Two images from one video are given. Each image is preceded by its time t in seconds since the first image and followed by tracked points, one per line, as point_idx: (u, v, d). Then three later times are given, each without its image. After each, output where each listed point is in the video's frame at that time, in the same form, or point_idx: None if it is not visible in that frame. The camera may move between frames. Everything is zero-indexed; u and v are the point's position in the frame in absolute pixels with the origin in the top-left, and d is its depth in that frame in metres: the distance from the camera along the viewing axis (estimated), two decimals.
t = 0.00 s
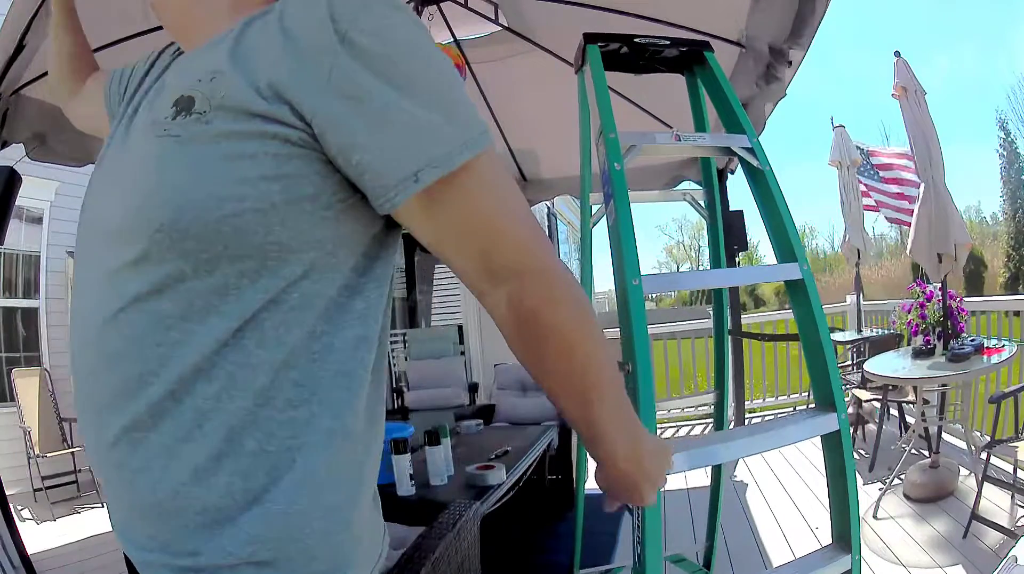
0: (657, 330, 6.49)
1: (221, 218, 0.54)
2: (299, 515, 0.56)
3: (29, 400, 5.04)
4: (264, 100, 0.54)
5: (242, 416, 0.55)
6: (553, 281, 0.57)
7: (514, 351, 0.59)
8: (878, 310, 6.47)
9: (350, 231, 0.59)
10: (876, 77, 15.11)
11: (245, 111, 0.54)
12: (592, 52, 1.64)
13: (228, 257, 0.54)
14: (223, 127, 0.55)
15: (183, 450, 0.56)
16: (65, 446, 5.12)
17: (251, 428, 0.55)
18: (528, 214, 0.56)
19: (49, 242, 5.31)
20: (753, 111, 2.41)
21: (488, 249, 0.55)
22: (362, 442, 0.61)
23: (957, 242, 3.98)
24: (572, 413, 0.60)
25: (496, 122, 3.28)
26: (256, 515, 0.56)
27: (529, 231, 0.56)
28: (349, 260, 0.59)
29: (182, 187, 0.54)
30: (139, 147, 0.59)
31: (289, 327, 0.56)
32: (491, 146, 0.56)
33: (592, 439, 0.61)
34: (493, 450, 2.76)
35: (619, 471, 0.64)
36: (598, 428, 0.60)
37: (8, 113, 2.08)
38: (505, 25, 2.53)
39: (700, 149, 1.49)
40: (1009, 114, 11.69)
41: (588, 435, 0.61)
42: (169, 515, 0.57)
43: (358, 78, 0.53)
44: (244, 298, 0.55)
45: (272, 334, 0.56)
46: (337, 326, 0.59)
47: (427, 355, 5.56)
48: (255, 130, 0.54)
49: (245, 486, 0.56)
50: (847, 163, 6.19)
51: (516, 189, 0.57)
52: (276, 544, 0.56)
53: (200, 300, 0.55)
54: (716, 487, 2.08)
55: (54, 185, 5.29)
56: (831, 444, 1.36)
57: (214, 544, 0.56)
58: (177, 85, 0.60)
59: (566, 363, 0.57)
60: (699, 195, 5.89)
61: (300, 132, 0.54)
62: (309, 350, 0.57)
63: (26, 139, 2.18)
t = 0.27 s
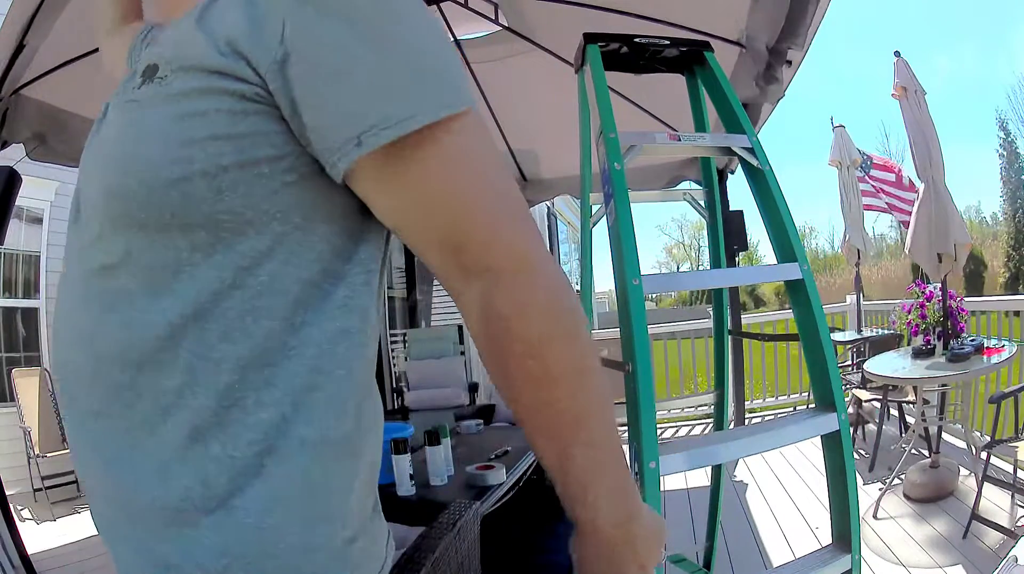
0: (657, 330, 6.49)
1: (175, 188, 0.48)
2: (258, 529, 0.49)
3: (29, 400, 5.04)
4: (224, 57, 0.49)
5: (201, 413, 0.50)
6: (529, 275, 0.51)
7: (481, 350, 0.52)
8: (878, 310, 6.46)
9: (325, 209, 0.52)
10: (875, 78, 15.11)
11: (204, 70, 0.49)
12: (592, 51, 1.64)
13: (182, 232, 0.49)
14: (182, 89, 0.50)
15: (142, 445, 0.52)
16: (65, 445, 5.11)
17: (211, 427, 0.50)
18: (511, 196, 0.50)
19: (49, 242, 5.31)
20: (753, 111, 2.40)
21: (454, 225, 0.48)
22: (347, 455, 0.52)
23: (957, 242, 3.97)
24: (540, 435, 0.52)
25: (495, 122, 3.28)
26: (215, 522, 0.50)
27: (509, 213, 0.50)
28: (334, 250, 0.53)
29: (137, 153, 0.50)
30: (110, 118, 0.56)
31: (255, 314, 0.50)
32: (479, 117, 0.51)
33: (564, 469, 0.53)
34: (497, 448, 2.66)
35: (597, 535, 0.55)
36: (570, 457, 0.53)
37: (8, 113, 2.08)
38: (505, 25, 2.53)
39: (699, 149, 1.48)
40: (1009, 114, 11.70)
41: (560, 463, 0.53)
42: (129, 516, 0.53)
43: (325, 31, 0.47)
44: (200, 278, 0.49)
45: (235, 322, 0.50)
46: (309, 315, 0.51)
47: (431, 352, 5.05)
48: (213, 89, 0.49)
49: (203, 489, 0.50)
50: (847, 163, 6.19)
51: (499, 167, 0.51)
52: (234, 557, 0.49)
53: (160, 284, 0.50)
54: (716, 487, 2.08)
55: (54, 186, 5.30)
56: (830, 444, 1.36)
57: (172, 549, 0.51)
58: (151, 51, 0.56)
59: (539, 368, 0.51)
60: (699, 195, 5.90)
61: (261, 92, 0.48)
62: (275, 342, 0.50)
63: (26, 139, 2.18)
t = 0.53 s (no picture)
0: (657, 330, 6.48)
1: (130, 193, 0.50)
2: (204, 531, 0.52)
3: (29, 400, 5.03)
4: (178, 44, 0.49)
5: (156, 411, 0.53)
6: (506, 279, 0.46)
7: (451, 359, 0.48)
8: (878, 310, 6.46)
9: (285, 198, 0.50)
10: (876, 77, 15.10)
11: (160, 57, 0.50)
12: (593, 52, 1.64)
13: (137, 227, 0.51)
14: (142, 78, 0.51)
15: (114, 432, 0.56)
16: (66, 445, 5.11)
17: (164, 428, 0.52)
18: (487, 182, 0.46)
19: (49, 242, 5.30)
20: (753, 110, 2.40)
21: (415, 214, 0.45)
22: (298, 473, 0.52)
23: (957, 242, 3.97)
24: (514, 461, 0.47)
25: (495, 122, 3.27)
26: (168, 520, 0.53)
27: (483, 202, 0.45)
28: (300, 247, 0.52)
29: (101, 151, 0.52)
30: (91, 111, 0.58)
31: (202, 316, 0.51)
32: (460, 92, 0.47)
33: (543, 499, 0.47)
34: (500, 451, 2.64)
35: None
36: (555, 515, 0.47)
37: (7, 113, 2.07)
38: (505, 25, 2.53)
39: (699, 149, 1.48)
40: (1009, 114, 11.71)
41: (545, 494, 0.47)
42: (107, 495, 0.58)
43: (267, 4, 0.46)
44: (150, 272, 0.51)
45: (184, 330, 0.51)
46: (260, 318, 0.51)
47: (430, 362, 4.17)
48: (164, 76, 0.50)
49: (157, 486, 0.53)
50: (847, 163, 6.19)
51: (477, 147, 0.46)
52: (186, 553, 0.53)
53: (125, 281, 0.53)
54: (716, 487, 2.08)
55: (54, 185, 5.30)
56: (831, 444, 1.36)
57: (134, 532, 0.55)
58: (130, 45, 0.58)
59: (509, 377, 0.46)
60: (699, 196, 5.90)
61: (206, 72, 0.48)
62: (223, 346, 0.51)
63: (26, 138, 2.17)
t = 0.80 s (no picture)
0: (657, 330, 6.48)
1: (119, 194, 0.52)
2: (193, 544, 0.52)
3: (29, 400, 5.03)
4: (171, 35, 0.52)
5: (141, 420, 0.53)
6: (486, 282, 0.45)
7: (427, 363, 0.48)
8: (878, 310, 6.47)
9: (273, 189, 0.51)
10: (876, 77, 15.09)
11: (154, 48, 0.53)
12: (592, 52, 1.64)
13: (123, 220, 0.53)
14: (135, 69, 0.54)
15: (104, 438, 0.56)
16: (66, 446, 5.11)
17: (150, 439, 0.52)
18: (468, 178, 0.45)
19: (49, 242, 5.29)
20: (752, 111, 2.40)
21: (392, 212, 0.44)
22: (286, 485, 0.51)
23: (957, 242, 3.96)
24: (488, 467, 0.46)
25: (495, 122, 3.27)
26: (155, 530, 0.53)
27: (462, 199, 0.44)
28: (288, 241, 0.52)
29: (92, 146, 0.54)
30: (88, 101, 0.60)
31: (185, 313, 0.51)
32: (447, 83, 0.46)
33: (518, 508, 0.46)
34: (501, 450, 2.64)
35: None
36: (527, 548, 0.47)
37: (8, 114, 2.07)
38: (505, 25, 2.52)
39: (699, 149, 1.48)
40: (1009, 114, 11.72)
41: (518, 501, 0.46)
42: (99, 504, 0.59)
43: None
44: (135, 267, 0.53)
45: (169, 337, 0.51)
46: (246, 319, 0.51)
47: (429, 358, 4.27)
48: (155, 65, 0.52)
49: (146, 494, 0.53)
50: (847, 162, 6.19)
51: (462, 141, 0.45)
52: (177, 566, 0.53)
53: (113, 288, 0.54)
54: (716, 487, 2.08)
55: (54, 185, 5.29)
56: (831, 444, 1.36)
57: (125, 539, 0.56)
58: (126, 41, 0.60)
59: (485, 383, 0.45)
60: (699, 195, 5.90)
61: (193, 62, 0.50)
62: (206, 347, 0.51)
63: (26, 139, 2.17)
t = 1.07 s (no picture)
0: (657, 330, 6.48)
1: (113, 183, 0.53)
2: (185, 537, 0.52)
3: (29, 401, 5.04)
4: (165, 16, 0.52)
5: (135, 411, 0.53)
6: (452, 263, 0.44)
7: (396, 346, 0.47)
8: (878, 310, 6.47)
9: (262, 167, 0.50)
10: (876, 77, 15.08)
11: (147, 30, 0.53)
12: (592, 52, 1.63)
13: (117, 205, 0.54)
14: (130, 52, 0.54)
15: (100, 428, 0.57)
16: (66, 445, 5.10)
17: (144, 430, 0.53)
18: (440, 154, 0.44)
19: (49, 242, 5.29)
20: (753, 110, 2.40)
21: (361, 184, 0.44)
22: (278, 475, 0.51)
23: (957, 242, 3.96)
24: (446, 466, 0.45)
25: (495, 121, 3.27)
26: (151, 520, 0.54)
27: (430, 176, 0.43)
28: (282, 219, 0.51)
29: (86, 132, 0.55)
30: (87, 89, 0.62)
31: (175, 298, 0.51)
32: (430, 58, 0.46)
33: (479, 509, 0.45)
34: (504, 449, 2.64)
35: None
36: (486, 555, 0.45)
37: (7, 113, 2.07)
38: (505, 25, 2.53)
39: (700, 149, 1.48)
40: (1010, 114, 11.71)
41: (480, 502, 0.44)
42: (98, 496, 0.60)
43: None
44: (126, 250, 0.53)
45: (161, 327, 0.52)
46: (238, 303, 0.51)
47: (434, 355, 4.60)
48: (148, 46, 0.52)
49: (142, 484, 0.54)
50: (847, 163, 6.19)
51: (436, 117, 0.44)
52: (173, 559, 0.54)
53: (109, 279, 0.55)
54: (716, 487, 2.08)
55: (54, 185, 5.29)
56: (831, 444, 1.36)
57: (123, 531, 0.57)
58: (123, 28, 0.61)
59: (451, 370, 0.44)
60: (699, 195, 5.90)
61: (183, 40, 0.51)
62: (198, 333, 0.51)
63: (26, 139, 2.16)
